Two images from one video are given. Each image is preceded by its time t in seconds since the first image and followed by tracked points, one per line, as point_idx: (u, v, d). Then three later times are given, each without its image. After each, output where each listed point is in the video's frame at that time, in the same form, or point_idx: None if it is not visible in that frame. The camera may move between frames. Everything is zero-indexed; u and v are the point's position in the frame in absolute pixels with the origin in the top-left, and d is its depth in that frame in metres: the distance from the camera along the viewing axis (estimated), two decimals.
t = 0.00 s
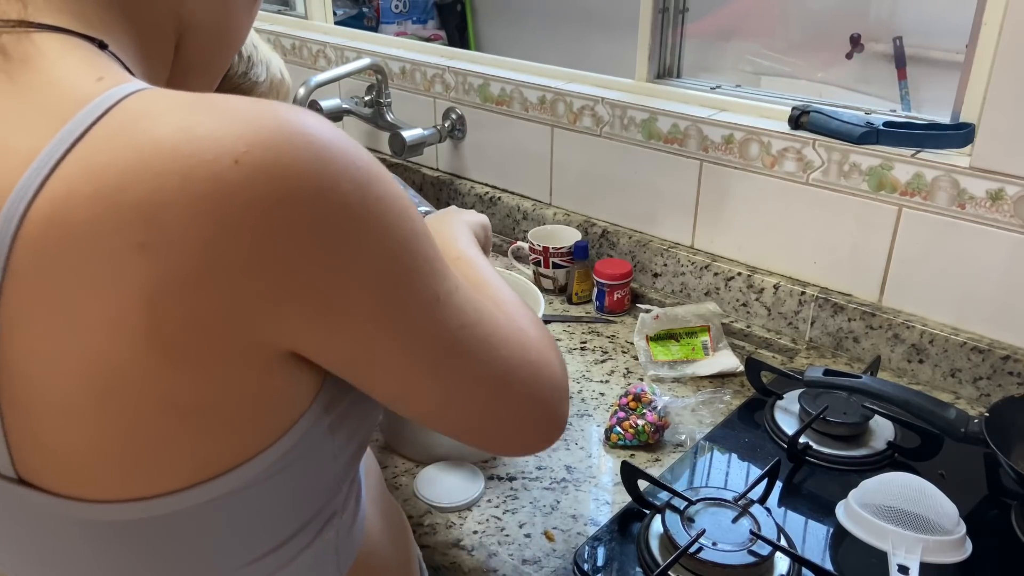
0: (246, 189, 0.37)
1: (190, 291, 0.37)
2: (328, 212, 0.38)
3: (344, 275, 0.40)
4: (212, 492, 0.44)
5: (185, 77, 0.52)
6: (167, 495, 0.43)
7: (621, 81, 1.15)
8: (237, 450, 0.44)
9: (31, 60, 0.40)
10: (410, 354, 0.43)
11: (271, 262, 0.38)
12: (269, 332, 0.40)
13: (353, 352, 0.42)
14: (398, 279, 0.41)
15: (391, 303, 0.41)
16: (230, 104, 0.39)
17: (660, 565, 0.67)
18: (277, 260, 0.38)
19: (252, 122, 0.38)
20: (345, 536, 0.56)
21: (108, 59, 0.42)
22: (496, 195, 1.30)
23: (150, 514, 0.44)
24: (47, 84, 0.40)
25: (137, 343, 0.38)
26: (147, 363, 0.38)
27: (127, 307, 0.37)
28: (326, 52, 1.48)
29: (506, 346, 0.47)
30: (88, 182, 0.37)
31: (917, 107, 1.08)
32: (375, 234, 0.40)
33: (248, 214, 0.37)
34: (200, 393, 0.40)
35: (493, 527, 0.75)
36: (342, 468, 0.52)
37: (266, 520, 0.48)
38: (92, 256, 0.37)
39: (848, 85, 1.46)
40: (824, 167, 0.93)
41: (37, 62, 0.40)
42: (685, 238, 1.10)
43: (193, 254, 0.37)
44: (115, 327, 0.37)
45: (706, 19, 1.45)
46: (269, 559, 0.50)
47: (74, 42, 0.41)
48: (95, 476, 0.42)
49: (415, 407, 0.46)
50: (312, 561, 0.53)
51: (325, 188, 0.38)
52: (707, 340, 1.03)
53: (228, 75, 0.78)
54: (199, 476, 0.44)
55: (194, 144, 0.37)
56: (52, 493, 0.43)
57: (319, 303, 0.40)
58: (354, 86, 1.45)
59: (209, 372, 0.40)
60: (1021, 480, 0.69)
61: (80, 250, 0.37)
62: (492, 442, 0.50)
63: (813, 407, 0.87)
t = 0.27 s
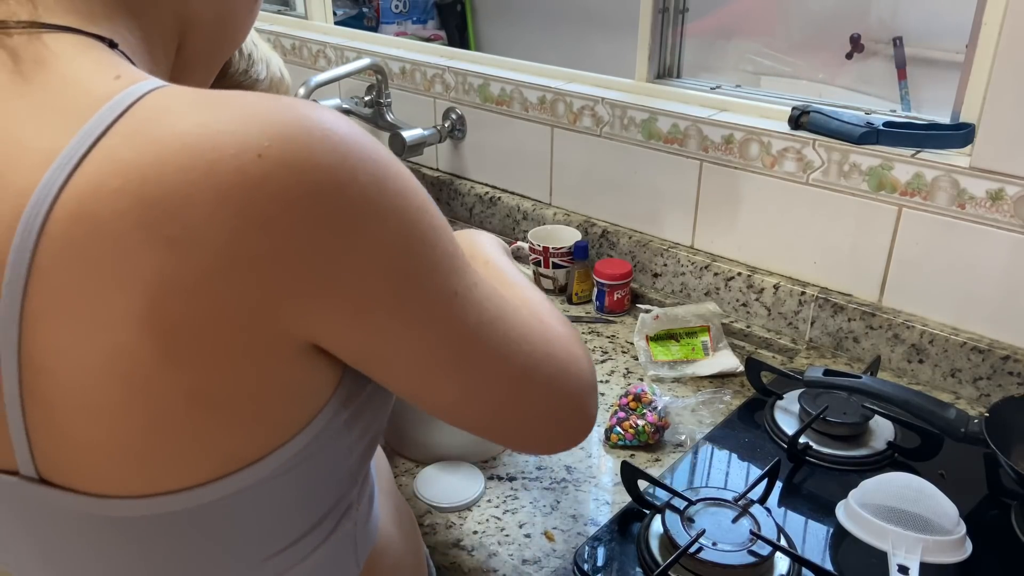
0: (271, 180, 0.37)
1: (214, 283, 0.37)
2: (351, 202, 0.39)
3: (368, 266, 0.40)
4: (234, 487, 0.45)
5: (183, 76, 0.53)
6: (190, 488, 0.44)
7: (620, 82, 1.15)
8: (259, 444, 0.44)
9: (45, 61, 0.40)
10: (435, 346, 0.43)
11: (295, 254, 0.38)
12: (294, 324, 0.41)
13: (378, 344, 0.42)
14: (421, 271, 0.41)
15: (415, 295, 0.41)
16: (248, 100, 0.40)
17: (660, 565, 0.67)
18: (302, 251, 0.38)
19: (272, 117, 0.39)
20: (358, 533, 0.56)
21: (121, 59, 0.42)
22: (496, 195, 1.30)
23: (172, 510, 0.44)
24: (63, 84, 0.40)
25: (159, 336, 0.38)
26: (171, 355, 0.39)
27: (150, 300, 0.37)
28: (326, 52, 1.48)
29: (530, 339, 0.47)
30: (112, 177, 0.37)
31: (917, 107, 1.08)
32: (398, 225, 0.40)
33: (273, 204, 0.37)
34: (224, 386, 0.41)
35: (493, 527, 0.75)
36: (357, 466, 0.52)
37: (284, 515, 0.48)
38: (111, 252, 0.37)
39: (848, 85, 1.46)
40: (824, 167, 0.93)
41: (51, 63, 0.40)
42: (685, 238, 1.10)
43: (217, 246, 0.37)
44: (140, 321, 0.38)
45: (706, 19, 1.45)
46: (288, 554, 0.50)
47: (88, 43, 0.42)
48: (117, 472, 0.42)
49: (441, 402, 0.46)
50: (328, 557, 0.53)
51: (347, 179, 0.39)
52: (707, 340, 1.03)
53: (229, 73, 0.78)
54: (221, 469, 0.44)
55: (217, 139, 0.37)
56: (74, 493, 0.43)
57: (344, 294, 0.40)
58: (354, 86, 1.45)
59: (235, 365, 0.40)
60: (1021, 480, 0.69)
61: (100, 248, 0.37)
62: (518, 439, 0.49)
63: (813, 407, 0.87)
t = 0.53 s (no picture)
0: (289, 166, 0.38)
1: (236, 268, 0.39)
2: (368, 183, 0.40)
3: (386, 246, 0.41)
4: (256, 470, 0.46)
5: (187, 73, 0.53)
6: (212, 472, 0.45)
7: (621, 82, 1.15)
8: (281, 427, 0.45)
9: (59, 54, 0.42)
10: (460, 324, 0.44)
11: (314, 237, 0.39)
12: (316, 307, 0.42)
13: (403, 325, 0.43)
14: (442, 249, 0.42)
15: (436, 272, 0.42)
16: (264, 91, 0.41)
17: (660, 565, 0.67)
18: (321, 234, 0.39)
19: (288, 105, 0.40)
20: (369, 518, 0.58)
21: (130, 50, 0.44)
22: (496, 195, 1.30)
23: (196, 494, 0.45)
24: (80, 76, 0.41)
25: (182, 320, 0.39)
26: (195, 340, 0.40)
27: (172, 283, 0.38)
28: (326, 52, 1.48)
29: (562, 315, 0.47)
30: (136, 165, 0.38)
31: (917, 107, 1.08)
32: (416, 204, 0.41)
33: (291, 189, 0.38)
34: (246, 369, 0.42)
35: (493, 527, 0.75)
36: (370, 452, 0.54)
37: (302, 500, 0.50)
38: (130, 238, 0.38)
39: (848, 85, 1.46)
40: (824, 166, 0.93)
41: (64, 55, 0.42)
42: (685, 238, 1.10)
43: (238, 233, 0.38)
44: (161, 305, 0.39)
45: (706, 19, 1.45)
46: (305, 538, 0.52)
47: (99, 37, 0.43)
48: (143, 457, 0.43)
49: (471, 382, 0.46)
50: (342, 541, 0.55)
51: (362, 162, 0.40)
52: (707, 340, 1.03)
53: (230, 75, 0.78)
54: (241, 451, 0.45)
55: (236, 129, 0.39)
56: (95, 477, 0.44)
57: (364, 275, 0.41)
58: (354, 86, 1.45)
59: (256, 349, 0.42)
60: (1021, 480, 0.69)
61: (121, 237, 0.38)
62: (555, 419, 0.49)
63: (813, 407, 0.87)
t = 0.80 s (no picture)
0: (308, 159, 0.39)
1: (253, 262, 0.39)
2: (382, 177, 0.40)
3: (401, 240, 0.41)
4: (267, 462, 0.46)
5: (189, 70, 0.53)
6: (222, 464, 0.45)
7: (620, 82, 1.15)
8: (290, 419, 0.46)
9: (67, 52, 0.42)
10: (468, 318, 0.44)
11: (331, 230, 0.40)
12: (329, 299, 0.42)
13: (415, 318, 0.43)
14: (448, 243, 0.42)
15: (444, 266, 0.42)
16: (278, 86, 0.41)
17: (660, 565, 0.67)
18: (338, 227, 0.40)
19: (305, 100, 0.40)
20: (372, 513, 0.58)
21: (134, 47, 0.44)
22: (496, 195, 1.30)
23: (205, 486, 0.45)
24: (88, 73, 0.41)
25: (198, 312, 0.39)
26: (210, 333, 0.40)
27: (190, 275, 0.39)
28: (326, 52, 1.48)
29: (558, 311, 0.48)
30: (153, 157, 0.38)
31: (917, 107, 1.08)
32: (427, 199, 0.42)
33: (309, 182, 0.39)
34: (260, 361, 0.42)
35: (493, 527, 0.75)
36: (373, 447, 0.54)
37: (307, 494, 0.50)
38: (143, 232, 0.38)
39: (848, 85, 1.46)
40: (824, 166, 0.93)
41: (72, 53, 0.42)
42: (685, 238, 1.10)
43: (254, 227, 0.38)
44: (179, 297, 0.39)
45: (706, 19, 1.45)
46: (310, 532, 0.52)
47: (104, 35, 0.43)
48: (155, 450, 0.43)
49: (477, 375, 0.47)
50: (346, 537, 0.55)
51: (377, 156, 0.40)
52: (707, 340, 1.03)
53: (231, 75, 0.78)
54: (253, 444, 0.45)
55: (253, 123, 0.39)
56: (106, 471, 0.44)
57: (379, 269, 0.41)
58: (354, 86, 1.45)
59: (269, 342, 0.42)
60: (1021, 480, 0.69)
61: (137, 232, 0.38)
62: (549, 410, 0.50)
63: (813, 407, 0.87)
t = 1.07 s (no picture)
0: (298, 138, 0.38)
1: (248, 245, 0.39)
2: (371, 148, 0.39)
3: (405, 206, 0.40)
4: (265, 447, 0.46)
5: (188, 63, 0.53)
6: (222, 453, 0.45)
7: (621, 82, 1.15)
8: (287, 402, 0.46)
9: (64, 46, 0.42)
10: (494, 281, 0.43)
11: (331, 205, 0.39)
12: (329, 275, 0.42)
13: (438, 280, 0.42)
14: (453, 197, 0.41)
15: (452, 220, 0.41)
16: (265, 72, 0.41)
17: (660, 565, 0.67)
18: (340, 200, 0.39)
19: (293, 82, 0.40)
20: (370, 507, 0.58)
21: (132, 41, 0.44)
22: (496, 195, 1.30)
23: (205, 476, 0.45)
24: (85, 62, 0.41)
25: (194, 298, 0.39)
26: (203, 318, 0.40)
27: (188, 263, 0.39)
28: (326, 52, 1.48)
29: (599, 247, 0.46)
30: (151, 148, 0.38)
31: (917, 107, 1.08)
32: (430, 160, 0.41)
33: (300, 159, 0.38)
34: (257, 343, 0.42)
35: (493, 527, 0.75)
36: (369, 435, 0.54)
37: (305, 485, 0.50)
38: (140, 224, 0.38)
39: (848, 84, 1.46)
40: (824, 167, 0.93)
41: (70, 47, 0.42)
42: (685, 238, 1.10)
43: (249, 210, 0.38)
44: (172, 284, 0.39)
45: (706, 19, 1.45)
46: (309, 524, 0.52)
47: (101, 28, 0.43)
48: (155, 438, 0.43)
49: (512, 327, 0.45)
50: (346, 526, 0.55)
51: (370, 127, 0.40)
52: (707, 340, 1.03)
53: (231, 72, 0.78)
54: (251, 429, 0.45)
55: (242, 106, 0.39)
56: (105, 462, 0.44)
57: (385, 244, 0.41)
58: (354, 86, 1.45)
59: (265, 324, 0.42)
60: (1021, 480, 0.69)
61: (133, 223, 0.38)
62: (606, 352, 0.47)
63: (813, 407, 0.87)
